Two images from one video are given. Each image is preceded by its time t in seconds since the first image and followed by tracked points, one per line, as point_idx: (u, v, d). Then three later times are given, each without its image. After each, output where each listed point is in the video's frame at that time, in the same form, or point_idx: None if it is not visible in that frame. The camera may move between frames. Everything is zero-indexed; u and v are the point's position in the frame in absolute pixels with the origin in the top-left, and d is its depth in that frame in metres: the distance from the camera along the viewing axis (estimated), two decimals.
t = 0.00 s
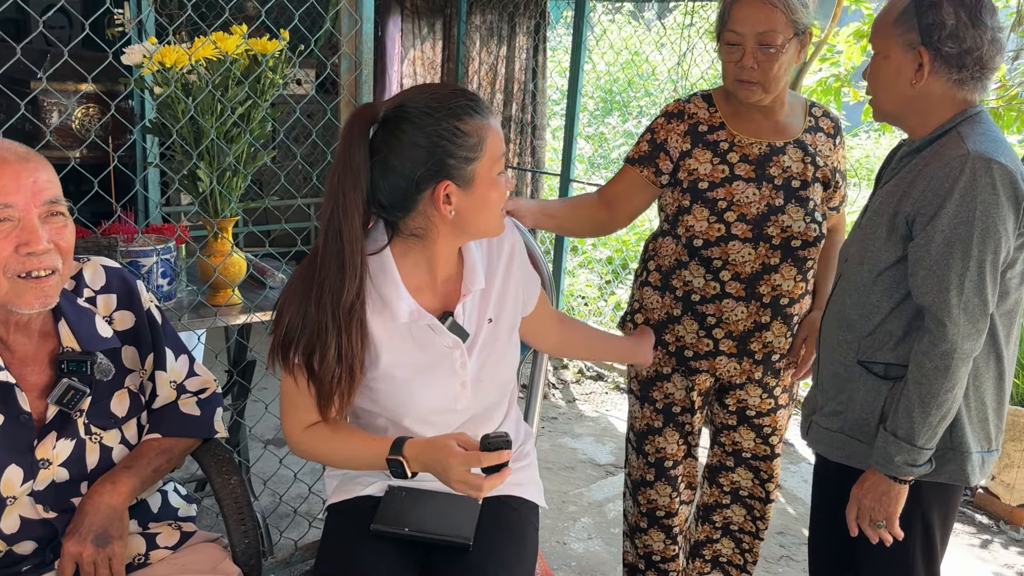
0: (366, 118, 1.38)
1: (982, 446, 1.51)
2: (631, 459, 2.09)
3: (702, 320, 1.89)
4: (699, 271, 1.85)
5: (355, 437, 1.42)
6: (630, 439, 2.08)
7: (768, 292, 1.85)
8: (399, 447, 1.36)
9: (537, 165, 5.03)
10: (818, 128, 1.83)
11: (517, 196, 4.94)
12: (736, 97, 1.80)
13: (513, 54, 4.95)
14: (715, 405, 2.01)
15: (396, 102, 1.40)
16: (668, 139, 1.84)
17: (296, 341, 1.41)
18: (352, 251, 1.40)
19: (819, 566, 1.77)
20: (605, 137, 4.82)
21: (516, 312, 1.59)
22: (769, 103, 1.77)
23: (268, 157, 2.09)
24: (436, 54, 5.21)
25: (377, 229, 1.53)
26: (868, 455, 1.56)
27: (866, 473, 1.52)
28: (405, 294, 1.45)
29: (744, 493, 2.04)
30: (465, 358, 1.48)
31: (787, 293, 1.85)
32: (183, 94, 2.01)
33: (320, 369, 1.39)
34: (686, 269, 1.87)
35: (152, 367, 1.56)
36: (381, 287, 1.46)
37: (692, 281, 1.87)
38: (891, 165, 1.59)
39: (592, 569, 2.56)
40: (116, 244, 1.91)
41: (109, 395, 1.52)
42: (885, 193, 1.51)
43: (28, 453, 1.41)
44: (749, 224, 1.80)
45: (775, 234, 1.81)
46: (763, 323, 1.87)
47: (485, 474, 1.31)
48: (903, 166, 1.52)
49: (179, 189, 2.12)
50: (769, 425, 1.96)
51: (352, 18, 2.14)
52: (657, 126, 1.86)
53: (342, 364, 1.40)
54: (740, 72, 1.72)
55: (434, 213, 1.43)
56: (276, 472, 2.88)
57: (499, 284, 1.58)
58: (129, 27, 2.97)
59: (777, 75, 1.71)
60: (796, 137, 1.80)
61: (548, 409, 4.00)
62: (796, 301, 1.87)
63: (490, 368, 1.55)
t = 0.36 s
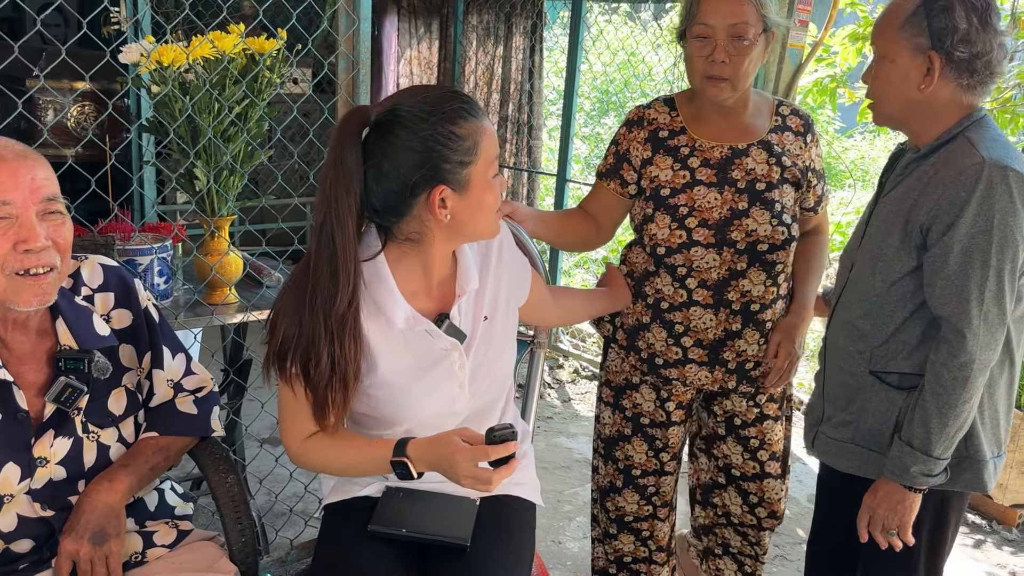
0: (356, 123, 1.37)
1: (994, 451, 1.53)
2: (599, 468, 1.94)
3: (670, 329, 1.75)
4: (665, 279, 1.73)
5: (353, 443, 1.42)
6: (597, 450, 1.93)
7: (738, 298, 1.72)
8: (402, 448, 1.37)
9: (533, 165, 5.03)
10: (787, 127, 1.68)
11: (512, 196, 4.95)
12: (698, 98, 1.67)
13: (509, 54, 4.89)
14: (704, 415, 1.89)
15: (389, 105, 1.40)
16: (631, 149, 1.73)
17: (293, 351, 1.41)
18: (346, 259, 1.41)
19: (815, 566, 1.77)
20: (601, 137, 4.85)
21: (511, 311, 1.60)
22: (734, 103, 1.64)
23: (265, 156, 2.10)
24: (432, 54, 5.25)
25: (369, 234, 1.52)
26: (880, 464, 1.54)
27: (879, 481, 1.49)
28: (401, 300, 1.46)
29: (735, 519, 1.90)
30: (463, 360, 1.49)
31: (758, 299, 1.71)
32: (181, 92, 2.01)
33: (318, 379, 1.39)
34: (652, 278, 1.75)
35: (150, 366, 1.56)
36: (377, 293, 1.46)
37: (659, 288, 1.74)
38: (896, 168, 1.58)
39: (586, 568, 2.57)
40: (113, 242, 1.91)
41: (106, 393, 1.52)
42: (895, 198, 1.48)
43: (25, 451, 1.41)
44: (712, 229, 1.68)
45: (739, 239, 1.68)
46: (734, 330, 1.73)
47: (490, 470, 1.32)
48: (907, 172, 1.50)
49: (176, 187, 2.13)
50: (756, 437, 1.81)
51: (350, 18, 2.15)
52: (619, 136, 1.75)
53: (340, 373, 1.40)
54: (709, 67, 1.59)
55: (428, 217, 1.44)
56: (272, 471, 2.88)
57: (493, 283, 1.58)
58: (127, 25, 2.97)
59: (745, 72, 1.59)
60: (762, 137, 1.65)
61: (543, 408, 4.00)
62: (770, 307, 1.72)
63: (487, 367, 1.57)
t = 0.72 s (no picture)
0: (348, 140, 1.38)
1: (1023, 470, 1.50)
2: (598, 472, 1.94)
3: (654, 339, 1.73)
4: (649, 288, 1.72)
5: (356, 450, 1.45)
6: (596, 456, 1.92)
7: (721, 310, 1.67)
8: (403, 457, 1.38)
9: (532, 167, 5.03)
10: (788, 136, 1.61)
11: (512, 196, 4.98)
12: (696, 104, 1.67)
13: (508, 56, 4.94)
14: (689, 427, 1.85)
15: (380, 119, 1.42)
16: (626, 153, 1.75)
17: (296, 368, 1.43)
18: (342, 272, 1.41)
19: (813, 564, 1.80)
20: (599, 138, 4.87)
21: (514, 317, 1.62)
22: (731, 111, 1.63)
23: (269, 157, 2.12)
24: (432, 56, 5.26)
25: (370, 246, 1.54)
26: (899, 482, 1.52)
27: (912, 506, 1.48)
28: (405, 311, 1.47)
29: (710, 542, 1.83)
30: (467, 368, 1.51)
31: (743, 312, 1.66)
32: (186, 94, 2.03)
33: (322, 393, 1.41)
34: (639, 287, 1.74)
35: (157, 364, 1.58)
36: (379, 306, 1.48)
37: (644, 297, 1.73)
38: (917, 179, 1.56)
39: (585, 566, 2.59)
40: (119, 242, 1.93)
41: (115, 391, 1.54)
42: (916, 215, 1.46)
43: (36, 448, 1.43)
44: (695, 239, 1.66)
45: (723, 250, 1.64)
46: (718, 343, 1.69)
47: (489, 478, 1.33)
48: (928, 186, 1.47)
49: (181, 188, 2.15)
50: (735, 446, 1.74)
51: (353, 21, 2.17)
52: (616, 140, 1.77)
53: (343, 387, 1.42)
54: (711, 71, 1.57)
55: (427, 226, 1.46)
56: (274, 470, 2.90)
57: (496, 290, 1.60)
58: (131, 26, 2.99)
59: (748, 77, 1.57)
60: (758, 146, 1.61)
61: (542, 408, 4.03)
62: (756, 320, 1.67)
63: (492, 373, 1.59)
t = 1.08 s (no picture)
0: (348, 144, 1.43)
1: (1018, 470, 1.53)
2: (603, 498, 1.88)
3: (648, 351, 1.67)
4: (649, 297, 1.66)
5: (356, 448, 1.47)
6: (599, 476, 1.87)
7: (721, 329, 1.60)
8: (404, 454, 1.41)
9: (532, 168, 5.10)
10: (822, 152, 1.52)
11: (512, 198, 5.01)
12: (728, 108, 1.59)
13: (508, 57, 5.04)
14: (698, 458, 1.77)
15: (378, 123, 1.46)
16: (649, 151, 1.68)
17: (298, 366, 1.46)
18: (339, 268, 1.44)
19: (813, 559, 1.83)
20: (598, 140, 4.92)
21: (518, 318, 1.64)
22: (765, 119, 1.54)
23: (274, 158, 2.14)
24: (431, 57, 5.23)
25: (376, 248, 1.57)
26: (901, 473, 1.55)
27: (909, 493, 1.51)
28: (409, 312, 1.50)
29: None
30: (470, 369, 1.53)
31: (745, 333, 1.59)
32: (193, 97, 2.05)
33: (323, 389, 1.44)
34: (639, 296, 1.70)
35: (167, 362, 1.61)
36: (382, 306, 1.50)
37: (642, 306, 1.69)
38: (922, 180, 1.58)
39: (586, 564, 2.61)
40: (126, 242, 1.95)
41: (125, 388, 1.56)
42: (922, 215, 1.48)
43: (48, 443, 1.45)
44: (701, 248, 1.59)
45: (728, 264, 1.57)
46: (715, 365, 1.61)
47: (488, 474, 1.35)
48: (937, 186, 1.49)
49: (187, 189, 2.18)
50: (751, 489, 1.66)
51: (358, 24, 2.18)
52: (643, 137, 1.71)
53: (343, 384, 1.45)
54: (744, 74, 1.49)
55: (424, 227, 1.49)
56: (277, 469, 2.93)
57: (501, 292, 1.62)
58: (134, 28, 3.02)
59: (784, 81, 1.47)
60: (785, 163, 1.53)
61: (542, 408, 4.05)
62: (758, 344, 1.59)
63: (495, 374, 1.61)
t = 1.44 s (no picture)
0: (331, 150, 1.47)
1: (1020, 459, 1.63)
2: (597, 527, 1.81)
3: (652, 374, 1.61)
4: (654, 317, 1.59)
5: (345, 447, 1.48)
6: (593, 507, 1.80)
7: (731, 354, 1.53)
8: (404, 440, 1.42)
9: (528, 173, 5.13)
10: (843, 168, 1.46)
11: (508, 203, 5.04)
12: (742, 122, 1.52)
13: (504, 63, 5.05)
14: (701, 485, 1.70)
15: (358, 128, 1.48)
16: (654, 152, 1.62)
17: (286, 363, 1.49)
18: (323, 268, 1.47)
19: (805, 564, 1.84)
20: (595, 144, 4.90)
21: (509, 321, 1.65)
22: (778, 136, 1.48)
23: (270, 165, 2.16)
24: (429, 62, 5.31)
25: (367, 250, 1.60)
26: (925, 476, 1.60)
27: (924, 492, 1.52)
28: (397, 312, 1.52)
29: None
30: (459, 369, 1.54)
31: (756, 359, 1.52)
32: (189, 104, 2.06)
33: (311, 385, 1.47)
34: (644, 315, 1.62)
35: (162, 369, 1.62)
36: (371, 307, 1.53)
37: (646, 327, 1.62)
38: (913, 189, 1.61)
39: (581, 568, 2.63)
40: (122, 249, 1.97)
41: (121, 395, 1.57)
42: (930, 226, 1.52)
43: (45, 449, 1.46)
44: (712, 268, 1.52)
45: (742, 286, 1.51)
46: (723, 392, 1.54)
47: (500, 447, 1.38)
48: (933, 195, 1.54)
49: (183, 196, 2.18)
50: (755, 516, 1.60)
51: (352, 32, 2.20)
52: (648, 135, 1.64)
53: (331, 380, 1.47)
54: (747, 88, 1.44)
55: (406, 231, 1.51)
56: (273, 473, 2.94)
57: (491, 294, 1.64)
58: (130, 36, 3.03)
59: (789, 93, 1.42)
60: (799, 177, 1.47)
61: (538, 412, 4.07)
62: (771, 371, 1.52)
63: (486, 376, 1.62)
